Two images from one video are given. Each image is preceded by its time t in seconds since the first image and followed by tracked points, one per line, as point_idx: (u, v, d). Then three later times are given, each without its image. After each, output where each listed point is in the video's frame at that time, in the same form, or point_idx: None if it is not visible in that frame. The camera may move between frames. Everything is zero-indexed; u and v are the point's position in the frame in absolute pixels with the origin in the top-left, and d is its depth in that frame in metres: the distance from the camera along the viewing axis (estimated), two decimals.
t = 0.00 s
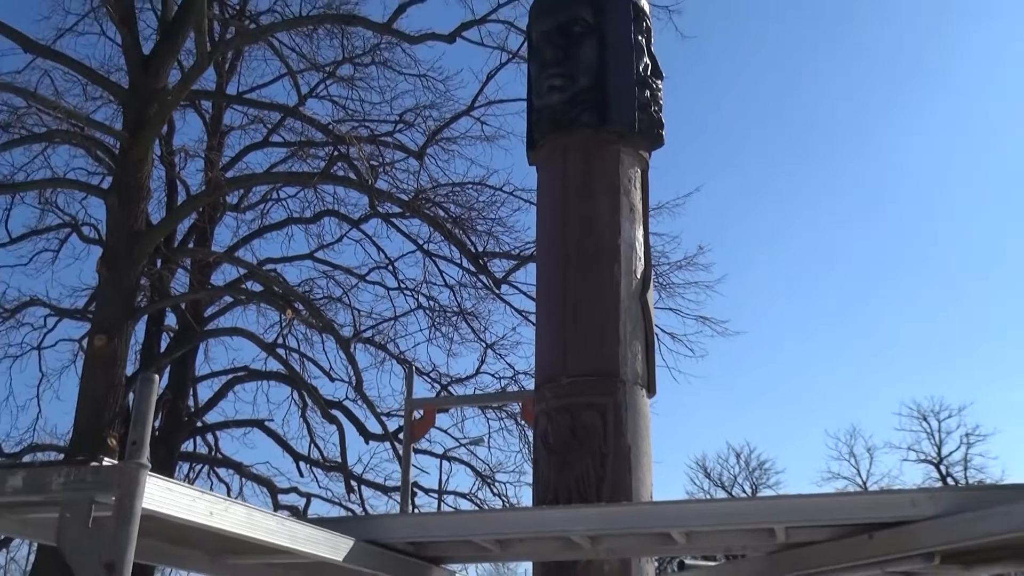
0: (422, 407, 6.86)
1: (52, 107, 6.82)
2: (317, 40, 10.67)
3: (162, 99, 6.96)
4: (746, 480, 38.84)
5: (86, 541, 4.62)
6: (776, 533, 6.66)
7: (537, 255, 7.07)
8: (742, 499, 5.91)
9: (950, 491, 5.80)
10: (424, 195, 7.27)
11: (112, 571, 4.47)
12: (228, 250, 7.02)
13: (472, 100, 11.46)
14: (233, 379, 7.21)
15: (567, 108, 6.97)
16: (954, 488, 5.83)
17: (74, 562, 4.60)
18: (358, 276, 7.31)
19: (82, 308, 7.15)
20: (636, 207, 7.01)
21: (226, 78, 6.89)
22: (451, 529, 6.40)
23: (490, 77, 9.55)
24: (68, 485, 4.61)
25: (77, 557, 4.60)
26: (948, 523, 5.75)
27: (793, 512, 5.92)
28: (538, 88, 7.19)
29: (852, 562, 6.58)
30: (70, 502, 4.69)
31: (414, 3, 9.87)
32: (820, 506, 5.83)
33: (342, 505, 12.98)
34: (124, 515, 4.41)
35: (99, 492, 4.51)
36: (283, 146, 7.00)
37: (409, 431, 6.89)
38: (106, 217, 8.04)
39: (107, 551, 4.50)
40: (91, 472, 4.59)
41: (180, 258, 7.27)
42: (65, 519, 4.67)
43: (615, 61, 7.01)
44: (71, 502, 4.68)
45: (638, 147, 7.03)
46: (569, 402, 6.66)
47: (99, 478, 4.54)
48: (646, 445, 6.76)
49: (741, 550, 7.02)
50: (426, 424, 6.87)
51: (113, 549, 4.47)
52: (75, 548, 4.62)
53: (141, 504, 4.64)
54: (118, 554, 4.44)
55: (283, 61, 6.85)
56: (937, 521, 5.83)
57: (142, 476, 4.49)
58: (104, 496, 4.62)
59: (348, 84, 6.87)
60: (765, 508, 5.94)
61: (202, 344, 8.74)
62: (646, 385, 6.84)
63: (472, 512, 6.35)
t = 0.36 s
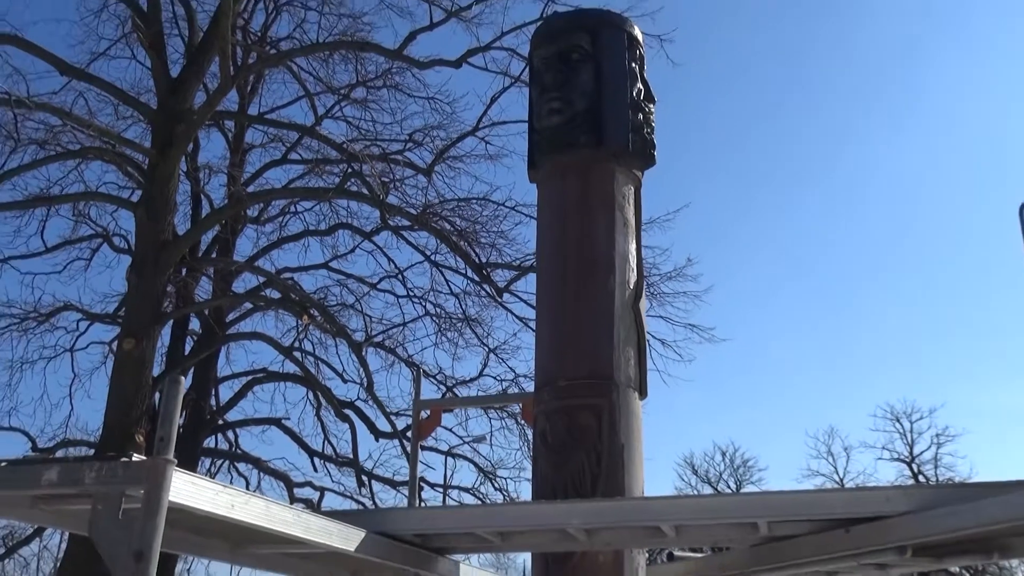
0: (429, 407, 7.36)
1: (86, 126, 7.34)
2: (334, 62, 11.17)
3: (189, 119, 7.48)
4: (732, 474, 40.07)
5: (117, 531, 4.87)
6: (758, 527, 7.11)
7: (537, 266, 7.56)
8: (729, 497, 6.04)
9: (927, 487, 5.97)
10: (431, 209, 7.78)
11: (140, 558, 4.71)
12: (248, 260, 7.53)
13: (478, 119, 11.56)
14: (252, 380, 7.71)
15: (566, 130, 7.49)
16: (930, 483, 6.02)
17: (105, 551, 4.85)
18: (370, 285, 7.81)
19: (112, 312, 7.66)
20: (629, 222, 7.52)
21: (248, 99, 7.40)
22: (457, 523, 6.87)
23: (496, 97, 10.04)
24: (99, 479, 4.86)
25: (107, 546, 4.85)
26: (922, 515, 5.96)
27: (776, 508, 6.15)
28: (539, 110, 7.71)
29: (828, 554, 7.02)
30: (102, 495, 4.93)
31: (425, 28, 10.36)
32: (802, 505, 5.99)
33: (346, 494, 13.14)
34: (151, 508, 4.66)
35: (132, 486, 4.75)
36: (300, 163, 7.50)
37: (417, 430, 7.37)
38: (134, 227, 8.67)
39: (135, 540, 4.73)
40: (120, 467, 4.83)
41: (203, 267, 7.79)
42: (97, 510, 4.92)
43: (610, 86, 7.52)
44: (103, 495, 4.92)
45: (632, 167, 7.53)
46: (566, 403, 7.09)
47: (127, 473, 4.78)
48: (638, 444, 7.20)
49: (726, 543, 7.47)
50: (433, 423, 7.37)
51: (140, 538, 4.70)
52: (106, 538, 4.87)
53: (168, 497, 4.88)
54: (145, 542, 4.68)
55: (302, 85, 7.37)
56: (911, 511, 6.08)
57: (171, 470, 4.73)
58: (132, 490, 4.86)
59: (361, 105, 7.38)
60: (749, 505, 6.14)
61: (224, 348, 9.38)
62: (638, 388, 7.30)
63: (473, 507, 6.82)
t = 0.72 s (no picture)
0: (433, 410, 7.57)
1: (101, 137, 7.56)
2: (343, 76, 11.41)
3: (200, 129, 7.70)
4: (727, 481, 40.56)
5: (129, 530, 4.76)
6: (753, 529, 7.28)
7: (538, 275, 7.77)
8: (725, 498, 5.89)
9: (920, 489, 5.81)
10: (435, 218, 8.00)
11: (151, 558, 4.61)
12: (257, 267, 7.75)
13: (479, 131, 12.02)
14: (260, 384, 7.92)
15: (566, 142, 7.72)
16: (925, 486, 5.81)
17: (117, 551, 4.74)
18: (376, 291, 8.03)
19: (124, 318, 7.88)
20: (628, 231, 7.74)
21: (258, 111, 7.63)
22: (460, 523, 7.06)
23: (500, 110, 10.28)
24: (113, 479, 4.76)
25: (119, 546, 4.74)
26: (921, 517, 5.71)
27: (775, 510, 5.93)
28: (540, 123, 7.94)
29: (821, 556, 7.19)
30: (115, 495, 4.83)
31: (430, 42, 10.63)
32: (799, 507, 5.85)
33: (347, 494, 13.52)
34: (163, 507, 4.58)
35: (144, 485, 4.68)
36: (308, 173, 7.72)
37: (421, 433, 7.58)
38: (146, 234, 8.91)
39: (147, 539, 4.64)
40: (134, 467, 4.73)
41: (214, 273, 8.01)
42: (110, 510, 4.81)
43: (610, 100, 7.75)
44: (116, 495, 4.82)
45: (630, 178, 7.76)
46: (567, 407, 7.28)
47: (140, 473, 4.69)
48: (637, 448, 7.39)
49: (722, 544, 7.65)
50: (435, 426, 7.56)
51: (152, 537, 4.60)
52: (118, 538, 4.76)
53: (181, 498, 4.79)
54: (156, 541, 4.58)
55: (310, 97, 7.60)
56: (915, 516, 5.76)
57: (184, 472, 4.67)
58: (146, 490, 4.76)
59: (368, 117, 7.61)
60: (747, 506, 5.95)
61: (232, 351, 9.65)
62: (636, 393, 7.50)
63: (476, 508, 7.01)
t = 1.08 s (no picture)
0: (434, 411, 7.57)
1: (102, 139, 7.57)
2: (343, 78, 11.41)
3: (201, 131, 7.70)
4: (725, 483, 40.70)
5: (130, 531, 4.76)
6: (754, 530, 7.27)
7: (539, 275, 7.77)
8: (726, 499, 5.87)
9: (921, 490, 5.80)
10: (436, 219, 8.01)
11: (152, 559, 4.61)
12: (258, 268, 7.76)
13: (480, 133, 11.96)
14: (262, 385, 7.93)
15: (567, 143, 7.73)
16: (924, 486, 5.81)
17: (118, 552, 4.75)
18: (377, 293, 8.05)
19: (125, 320, 7.88)
20: (628, 233, 7.75)
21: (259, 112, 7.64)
22: (462, 525, 7.06)
23: (500, 112, 10.29)
24: (113, 481, 4.76)
25: (120, 547, 4.75)
26: (922, 517, 5.69)
27: (776, 511, 5.92)
28: (541, 124, 7.94)
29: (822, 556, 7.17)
30: (116, 496, 4.83)
31: (430, 45, 10.65)
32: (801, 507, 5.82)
33: (348, 496, 13.47)
34: (164, 509, 4.58)
35: (144, 487, 4.69)
36: (309, 174, 7.73)
37: (421, 434, 7.58)
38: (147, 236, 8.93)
39: (148, 541, 4.64)
40: (134, 469, 4.73)
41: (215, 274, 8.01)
42: (111, 512, 4.82)
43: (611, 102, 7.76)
44: (117, 496, 4.82)
45: (631, 179, 7.77)
46: (567, 408, 7.28)
47: (141, 474, 4.69)
48: (637, 448, 7.39)
49: (723, 545, 7.64)
50: (436, 428, 7.57)
51: (153, 538, 4.60)
52: (119, 539, 4.77)
53: (182, 499, 4.79)
54: (157, 543, 4.58)
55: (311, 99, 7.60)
56: (916, 517, 5.75)
57: (184, 475, 4.69)
58: (146, 491, 4.75)
59: (369, 119, 7.61)
60: (749, 507, 5.95)
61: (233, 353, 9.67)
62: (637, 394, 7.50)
63: (477, 510, 7.01)
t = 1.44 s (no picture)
0: (433, 413, 7.57)
1: (101, 141, 7.56)
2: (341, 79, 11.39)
3: (199, 133, 7.70)
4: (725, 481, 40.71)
5: (126, 534, 4.76)
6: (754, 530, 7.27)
7: (537, 275, 7.77)
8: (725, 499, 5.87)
9: (920, 489, 5.81)
10: (434, 221, 8.01)
11: (148, 562, 4.61)
12: (257, 270, 7.76)
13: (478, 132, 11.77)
14: (261, 387, 7.92)
15: (564, 144, 7.73)
16: (922, 485, 5.82)
17: (113, 554, 4.75)
18: (376, 294, 8.05)
19: (125, 322, 7.87)
20: (626, 233, 7.75)
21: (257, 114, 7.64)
22: (460, 526, 7.06)
23: (499, 111, 10.28)
24: (109, 483, 4.77)
25: (117, 550, 4.74)
26: (921, 516, 5.70)
27: (775, 510, 5.93)
28: (539, 125, 7.95)
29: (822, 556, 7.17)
30: (112, 499, 4.83)
31: (429, 46, 10.65)
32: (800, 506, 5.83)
33: (349, 498, 13.47)
34: (160, 511, 4.58)
35: (140, 489, 4.69)
36: (308, 176, 7.73)
37: (421, 435, 7.57)
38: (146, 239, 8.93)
39: (143, 543, 4.64)
40: (130, 471, 4.73)
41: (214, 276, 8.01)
42: (107, 514, 4.82)
43: (608, 101, 7.76)
44: (113, 498, 4.82)
45: (629, 179, 7.78)
46: (566, 408, 7.27)
47: (137, 477, 4.69)
48: (636, 448, 7.39)
49: (723, 545, 7.64)
50: (435, 429, 7.57)
51: (149, 541, 4.60)
52: (116, 541, 4.76)
53: (178, 502, 4.79)
54: (153, 545, 4.58)
55: (309, 100, 7.60)
56: (915, 515, 5.76)
57: (180, 477, 4.69)
58: (142, 494, 4.76)
59: (367, 121, 7.61)
60: (749, 507, 5.95)
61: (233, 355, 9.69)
62: (636, 393, 7.50)
63: (474, 511, 7.02)
